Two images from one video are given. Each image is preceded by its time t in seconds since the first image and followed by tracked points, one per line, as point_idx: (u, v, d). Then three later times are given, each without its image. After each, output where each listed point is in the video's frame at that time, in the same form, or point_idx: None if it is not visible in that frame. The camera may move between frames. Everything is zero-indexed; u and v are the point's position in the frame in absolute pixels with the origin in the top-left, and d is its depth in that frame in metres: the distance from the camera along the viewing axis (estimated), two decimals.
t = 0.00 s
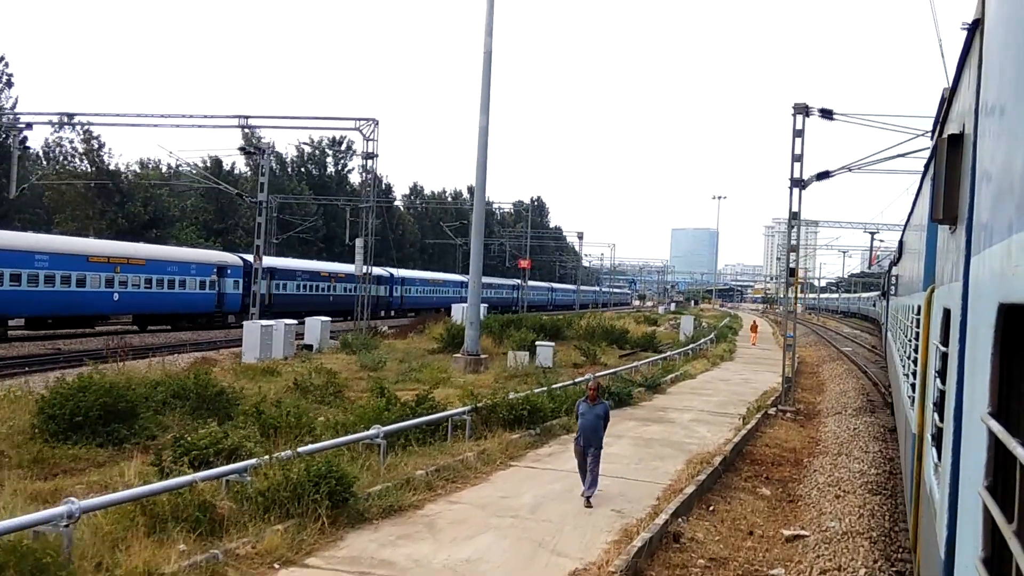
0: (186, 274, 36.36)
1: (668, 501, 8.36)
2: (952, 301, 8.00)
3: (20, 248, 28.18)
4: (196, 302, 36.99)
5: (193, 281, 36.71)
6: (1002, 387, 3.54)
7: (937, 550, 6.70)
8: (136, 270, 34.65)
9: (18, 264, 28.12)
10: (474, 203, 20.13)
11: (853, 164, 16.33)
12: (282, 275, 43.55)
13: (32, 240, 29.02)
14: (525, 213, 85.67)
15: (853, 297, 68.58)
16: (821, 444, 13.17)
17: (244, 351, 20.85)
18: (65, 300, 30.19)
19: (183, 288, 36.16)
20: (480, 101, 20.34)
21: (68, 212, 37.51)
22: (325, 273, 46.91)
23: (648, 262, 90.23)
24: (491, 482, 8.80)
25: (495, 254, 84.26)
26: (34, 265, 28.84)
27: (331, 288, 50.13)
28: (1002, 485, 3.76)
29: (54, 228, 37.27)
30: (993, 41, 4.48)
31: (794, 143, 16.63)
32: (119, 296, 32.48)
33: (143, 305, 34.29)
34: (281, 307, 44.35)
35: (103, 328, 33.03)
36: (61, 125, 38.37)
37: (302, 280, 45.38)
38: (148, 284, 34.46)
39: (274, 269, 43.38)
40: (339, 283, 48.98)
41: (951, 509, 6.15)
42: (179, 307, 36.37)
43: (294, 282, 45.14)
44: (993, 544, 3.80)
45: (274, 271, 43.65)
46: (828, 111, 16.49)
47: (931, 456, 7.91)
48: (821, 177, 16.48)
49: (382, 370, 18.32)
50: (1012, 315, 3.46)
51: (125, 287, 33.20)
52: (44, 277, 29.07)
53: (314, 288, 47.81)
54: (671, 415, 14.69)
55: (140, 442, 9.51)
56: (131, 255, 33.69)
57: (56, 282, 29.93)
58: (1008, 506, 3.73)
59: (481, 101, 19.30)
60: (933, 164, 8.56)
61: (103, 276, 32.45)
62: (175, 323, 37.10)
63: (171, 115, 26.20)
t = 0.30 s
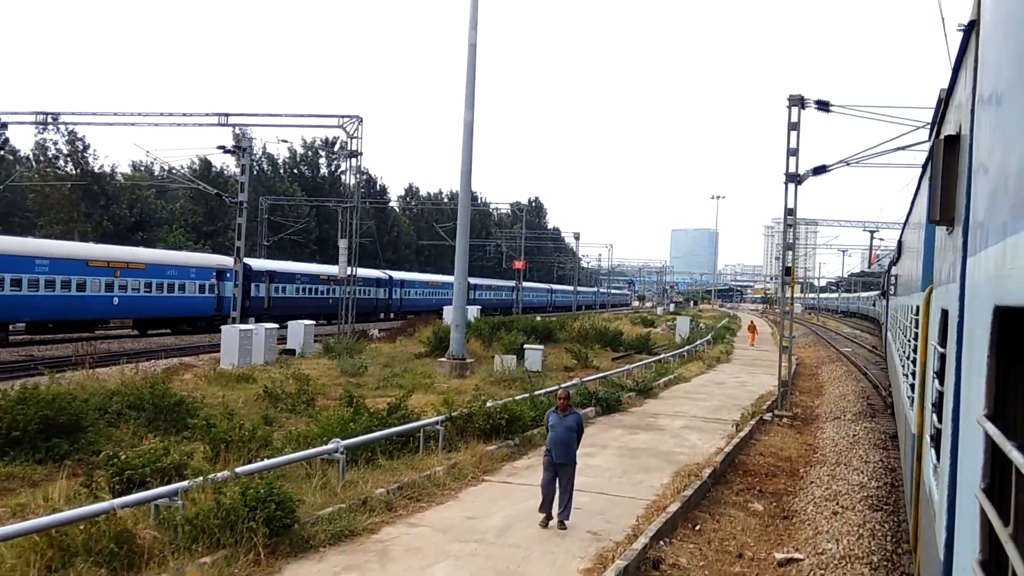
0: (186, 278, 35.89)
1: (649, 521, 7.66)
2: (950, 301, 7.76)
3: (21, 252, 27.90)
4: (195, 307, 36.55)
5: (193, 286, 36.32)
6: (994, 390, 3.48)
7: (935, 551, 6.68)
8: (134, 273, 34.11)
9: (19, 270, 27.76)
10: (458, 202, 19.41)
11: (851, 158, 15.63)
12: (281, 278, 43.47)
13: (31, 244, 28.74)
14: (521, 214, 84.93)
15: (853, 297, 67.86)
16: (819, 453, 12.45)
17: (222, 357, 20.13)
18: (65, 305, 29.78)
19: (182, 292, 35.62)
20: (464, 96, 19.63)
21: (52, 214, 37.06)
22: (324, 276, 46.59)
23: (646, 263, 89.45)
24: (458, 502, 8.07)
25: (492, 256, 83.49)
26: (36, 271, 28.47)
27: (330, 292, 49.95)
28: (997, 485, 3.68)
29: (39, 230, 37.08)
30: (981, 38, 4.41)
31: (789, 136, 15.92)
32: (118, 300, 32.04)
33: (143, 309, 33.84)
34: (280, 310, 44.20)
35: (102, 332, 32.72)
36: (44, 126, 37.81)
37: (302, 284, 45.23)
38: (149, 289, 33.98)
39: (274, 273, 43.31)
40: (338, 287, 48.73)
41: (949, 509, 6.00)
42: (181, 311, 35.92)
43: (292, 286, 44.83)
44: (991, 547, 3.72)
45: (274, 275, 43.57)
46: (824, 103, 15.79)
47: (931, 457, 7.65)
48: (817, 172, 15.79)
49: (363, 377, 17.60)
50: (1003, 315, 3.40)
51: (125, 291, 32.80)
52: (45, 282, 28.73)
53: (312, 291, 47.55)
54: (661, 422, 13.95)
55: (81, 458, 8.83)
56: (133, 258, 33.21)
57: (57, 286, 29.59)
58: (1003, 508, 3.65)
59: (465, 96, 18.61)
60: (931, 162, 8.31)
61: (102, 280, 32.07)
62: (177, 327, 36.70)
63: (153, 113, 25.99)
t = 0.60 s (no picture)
0: (186, 282, 35.53)
1: (626, 544, 6.99)
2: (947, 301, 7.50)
3: (22, 257, 26.51)
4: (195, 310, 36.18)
5: (193, 290, 36.00)
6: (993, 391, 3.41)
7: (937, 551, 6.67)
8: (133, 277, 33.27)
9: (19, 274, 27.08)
10: (441, 200, 18.67)
11: (848, 151, 14.95)
12: (279, 280, 43.52)
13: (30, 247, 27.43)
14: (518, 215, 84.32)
15: (852, 297, 67.19)
16: (815, 462, 11.78)
17: (198, 363, 19.38)
18: (65, 309, 29.09)
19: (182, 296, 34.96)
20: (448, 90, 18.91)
21: (35, 217, 36.44)
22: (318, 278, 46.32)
23: (644, 263, 88.72)
24: (419, 524, 7.37)
25: (489, 257, 82.70)
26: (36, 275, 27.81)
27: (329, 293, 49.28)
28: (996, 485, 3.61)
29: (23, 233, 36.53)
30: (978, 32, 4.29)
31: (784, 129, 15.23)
32: (119, 303, 31.30)
33: (144, 312, 33.39)
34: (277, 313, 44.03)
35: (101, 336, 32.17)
36: (27, 126, 37.10)
37: (300, 287, 45.33)
38: (150, 292, 33.48)
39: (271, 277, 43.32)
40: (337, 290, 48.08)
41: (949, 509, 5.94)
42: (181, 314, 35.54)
43: (292, 288, 44.84)
44: (988, 545, 3.67)
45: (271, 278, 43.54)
46: (820, 94, 15.12)
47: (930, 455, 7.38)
48: (813, 166, 15.11)
49: (342, 383, 16.86)
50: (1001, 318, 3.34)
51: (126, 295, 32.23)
52: (45, 286, 27.28)
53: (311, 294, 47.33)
54: (649, 429, 13.23)
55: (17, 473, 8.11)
56: (132, 262, 32.67)
57: (57, 291, 28.94)
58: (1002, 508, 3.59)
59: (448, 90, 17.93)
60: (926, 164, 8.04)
61: (102, 284, 31.22)
62: (176, 330, 36.31)
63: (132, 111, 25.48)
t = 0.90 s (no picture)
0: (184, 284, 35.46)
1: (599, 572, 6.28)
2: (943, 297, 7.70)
3: (20, 259, 26.97)
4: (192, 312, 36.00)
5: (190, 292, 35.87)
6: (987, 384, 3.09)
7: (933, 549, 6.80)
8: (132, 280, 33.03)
9: (18, 277, 26.81)
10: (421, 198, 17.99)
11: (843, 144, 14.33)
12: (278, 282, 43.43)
13: (31, 250, 27.83)
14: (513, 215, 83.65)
15: (850, 297, 66.49)
16: (810, 472, 11.07)
17: (171, 367, 18.68)
18: (65, 311, 28.91)
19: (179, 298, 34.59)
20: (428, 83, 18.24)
21: (16, 217, 35.52)
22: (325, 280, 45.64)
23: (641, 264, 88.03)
24: (370, 550, 6.66)
25: (484, 258, 81.98)
26: (35, 277, 27.57)
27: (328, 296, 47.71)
28: (994, 485, 3.26)
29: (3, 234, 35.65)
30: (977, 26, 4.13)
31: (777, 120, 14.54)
32: (117, 306, 31.15)
33: (143, 314, 33.23)
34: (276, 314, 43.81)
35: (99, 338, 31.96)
36: (8, 125, 36.38)
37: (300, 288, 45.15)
38: (148, 293, 33.30)
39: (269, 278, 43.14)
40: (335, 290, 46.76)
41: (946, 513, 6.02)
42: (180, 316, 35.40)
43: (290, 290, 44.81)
44: (985, 547, 3.33)
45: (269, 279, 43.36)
46: (815, 83, 14.45)
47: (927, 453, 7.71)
48: (807, 159, 14.43)
49: (317, 389, 16.15)
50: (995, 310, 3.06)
51: (124, 297, 32.02)
52: (44, 288, 27.83)
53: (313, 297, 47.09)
54: (636, 437, 12.50)
55: None
56: (130, 263, 32.42)
57: (56, 293, 28.68)
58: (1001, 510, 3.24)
59: (428, 82, 17.27)
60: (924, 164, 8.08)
61: (101, 286, 31.06)
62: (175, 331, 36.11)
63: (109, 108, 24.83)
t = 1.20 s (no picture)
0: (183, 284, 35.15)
1: None
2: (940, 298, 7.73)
3: (19, 259, 26.42)
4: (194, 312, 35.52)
5: (190, 292, 35.48)
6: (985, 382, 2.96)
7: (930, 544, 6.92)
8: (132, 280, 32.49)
9: (17, 277, 26.29)
10: (402, 196, 17.26)
11: (839, 137, 13.70)
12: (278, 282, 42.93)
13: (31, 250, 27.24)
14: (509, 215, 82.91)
15: (849, 297, 65.67)
16: (804, 484, 10.36)
17: (142, 371, 17.96)
18: (64, 311, 28.41)
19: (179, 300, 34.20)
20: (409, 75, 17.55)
21: None
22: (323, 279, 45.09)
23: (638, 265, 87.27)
24: None
25: (479, 259, 81.22)
26: (35, 278, 27.07)
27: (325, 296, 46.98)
28: (991, 488, 3.09)
29: None
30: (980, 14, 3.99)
31: (770, 112, 13.85)
32: (116, 307, 30.65)
33: (143, 314, 32.85)
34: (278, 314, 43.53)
35: (97, 339, 31.61)
36: None
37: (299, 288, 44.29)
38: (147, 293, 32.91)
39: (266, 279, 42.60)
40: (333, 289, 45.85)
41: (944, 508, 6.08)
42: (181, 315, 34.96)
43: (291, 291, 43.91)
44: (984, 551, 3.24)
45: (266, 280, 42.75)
46: (810, 73, 13.77)
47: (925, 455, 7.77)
48: (803, 152, 13.75)
49: (291, 394, 15.42)
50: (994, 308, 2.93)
51: (123, 298, 31.57)
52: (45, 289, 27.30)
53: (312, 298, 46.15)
54: (620, 446, 11.78)
55: None
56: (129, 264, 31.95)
57: (55, 293, 28.16)
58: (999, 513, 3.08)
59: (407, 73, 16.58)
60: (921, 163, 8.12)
61: (100, 287, 30.55)
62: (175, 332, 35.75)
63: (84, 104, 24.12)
